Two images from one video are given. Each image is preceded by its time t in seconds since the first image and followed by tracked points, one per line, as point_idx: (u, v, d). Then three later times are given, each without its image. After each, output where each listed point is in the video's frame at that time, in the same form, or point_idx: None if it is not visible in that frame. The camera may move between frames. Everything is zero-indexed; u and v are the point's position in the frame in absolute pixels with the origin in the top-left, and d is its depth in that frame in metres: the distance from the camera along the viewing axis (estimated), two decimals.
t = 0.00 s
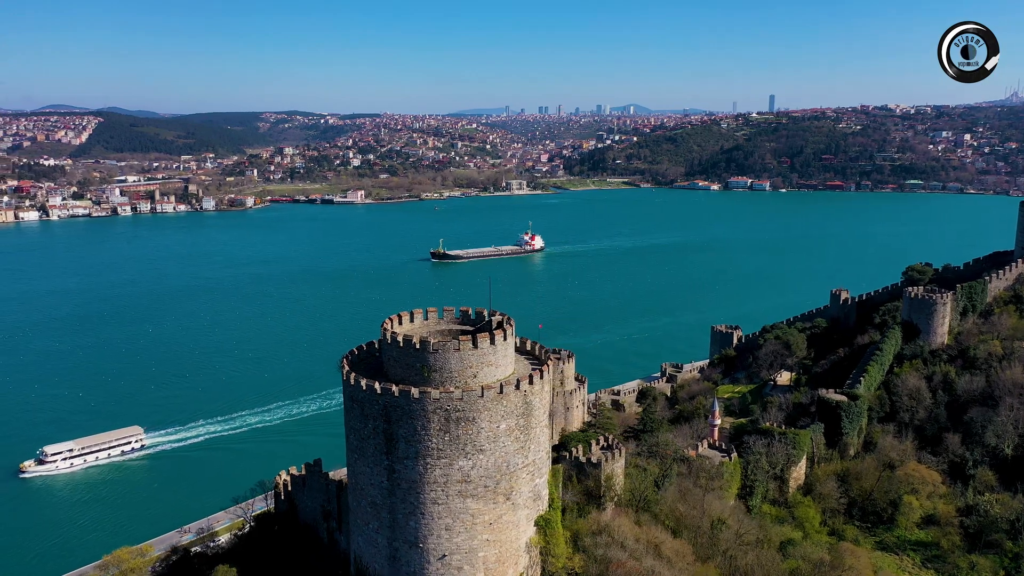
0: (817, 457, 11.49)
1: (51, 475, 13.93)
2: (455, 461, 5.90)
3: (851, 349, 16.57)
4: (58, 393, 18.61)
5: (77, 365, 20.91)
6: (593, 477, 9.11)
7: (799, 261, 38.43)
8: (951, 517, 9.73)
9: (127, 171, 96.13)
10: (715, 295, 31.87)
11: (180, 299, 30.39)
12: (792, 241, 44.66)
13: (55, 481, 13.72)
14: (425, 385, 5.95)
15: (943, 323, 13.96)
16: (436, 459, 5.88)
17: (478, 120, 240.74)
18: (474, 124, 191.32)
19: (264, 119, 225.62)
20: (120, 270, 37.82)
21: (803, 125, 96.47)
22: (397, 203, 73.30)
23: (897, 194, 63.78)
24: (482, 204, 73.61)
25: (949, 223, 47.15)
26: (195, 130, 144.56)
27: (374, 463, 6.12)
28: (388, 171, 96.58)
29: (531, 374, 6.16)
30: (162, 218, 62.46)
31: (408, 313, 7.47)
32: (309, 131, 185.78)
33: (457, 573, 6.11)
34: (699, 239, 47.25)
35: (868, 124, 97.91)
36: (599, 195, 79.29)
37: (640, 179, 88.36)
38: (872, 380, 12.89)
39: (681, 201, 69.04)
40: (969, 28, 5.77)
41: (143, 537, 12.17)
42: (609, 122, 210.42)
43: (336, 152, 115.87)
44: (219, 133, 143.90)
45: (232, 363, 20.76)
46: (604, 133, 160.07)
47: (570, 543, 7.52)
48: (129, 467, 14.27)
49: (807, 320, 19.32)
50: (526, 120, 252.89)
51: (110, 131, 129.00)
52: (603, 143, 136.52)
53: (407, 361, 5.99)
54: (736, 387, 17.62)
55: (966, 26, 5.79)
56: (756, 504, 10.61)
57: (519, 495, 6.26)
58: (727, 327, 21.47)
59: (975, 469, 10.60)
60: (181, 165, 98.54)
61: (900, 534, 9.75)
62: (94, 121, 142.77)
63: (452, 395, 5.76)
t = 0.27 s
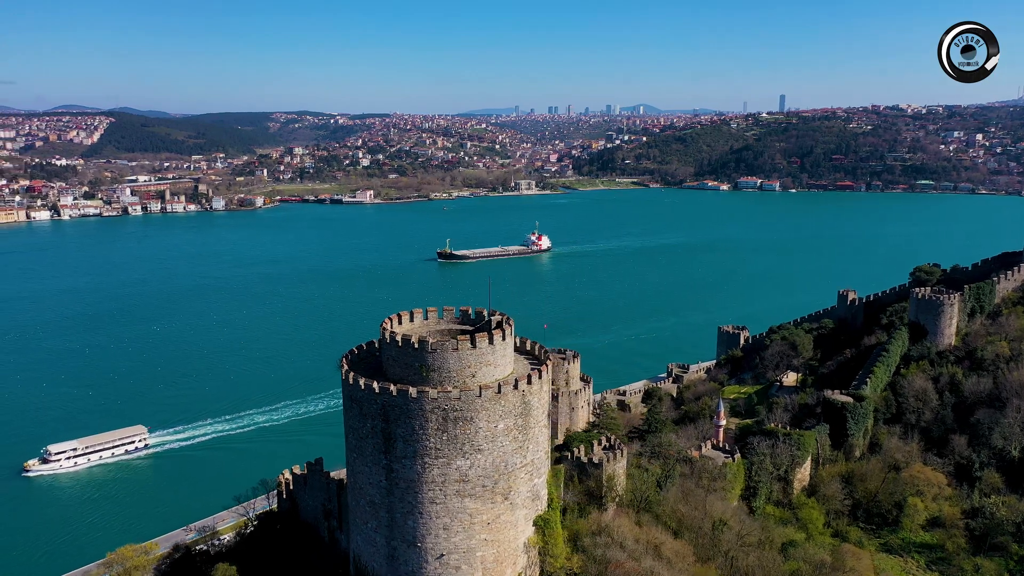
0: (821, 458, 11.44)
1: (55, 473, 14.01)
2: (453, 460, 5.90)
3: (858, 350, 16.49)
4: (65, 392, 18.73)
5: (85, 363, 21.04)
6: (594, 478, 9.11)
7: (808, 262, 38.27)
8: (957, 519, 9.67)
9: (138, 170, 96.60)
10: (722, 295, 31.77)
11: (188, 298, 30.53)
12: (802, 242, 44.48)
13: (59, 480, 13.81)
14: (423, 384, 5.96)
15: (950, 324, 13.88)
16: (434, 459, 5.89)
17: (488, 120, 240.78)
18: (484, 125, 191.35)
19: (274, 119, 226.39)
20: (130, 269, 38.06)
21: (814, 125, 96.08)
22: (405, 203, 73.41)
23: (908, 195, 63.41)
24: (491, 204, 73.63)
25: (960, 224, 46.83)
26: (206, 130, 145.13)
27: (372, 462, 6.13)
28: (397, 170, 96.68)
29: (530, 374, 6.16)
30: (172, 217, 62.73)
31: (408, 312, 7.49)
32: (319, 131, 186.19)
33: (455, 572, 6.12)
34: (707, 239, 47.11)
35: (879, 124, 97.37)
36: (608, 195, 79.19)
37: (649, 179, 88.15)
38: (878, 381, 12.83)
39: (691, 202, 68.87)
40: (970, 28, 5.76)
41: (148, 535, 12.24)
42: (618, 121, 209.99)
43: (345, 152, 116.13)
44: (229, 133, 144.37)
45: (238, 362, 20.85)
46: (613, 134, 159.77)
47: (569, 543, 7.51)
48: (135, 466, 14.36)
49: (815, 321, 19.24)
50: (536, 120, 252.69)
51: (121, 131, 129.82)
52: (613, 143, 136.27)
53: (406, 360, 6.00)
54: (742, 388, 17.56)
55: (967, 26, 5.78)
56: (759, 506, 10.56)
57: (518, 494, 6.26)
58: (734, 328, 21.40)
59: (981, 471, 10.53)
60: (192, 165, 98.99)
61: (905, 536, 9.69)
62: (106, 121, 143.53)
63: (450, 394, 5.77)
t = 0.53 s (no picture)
0: (825, 459, 11.39)
1: (58, 473, 14.08)
2: (452, 459, 5.91)
3: (864, 351, 16.41)
4: (72, 390, 18.84)
5: (91, 362, 21.13)
6: (595, 477, 9.11)
7: (815, 262, 38.17)
8: (962, 521, 9.61)
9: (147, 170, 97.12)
10: (728, 296, 31.69)
11: (195, 297, 30.65)
12: (810, 242, 44.36)
13: (62, 479, 13.88)
14: (422, 383, 5.97)
15: (957, 324, 13.81)
16: (431, 458, 5.90)
17: (495, 120, 240.85)
18: (492, 125, 191.42)
19: (283, 119, 227.00)
20: (138, 268, 38.25)
21: (822, 125, 95.76)
22: (412, 203, 73.48)
23: (917, 195, 63.09)
24: (499, 204, 73.68)
25: (970, 224, 46.66)
26: (215, 130, 145.64)
27: (370, 461, 6.14)
28: (404, 170, 96.80)
29: (529, 373, 6.17)
30: (181, 217, 63.00)
31: (409, 312, 7.50)
32: (328, 131, 186.67)
33: (453, 572, 6.11)
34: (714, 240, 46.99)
35: (889, 124, 96.99)
36: (615, 195, 79.13)
37: (657, 179, 87.97)
38: (882, 383, 12.77)
39: (698, 202, 68.77)
40: (967, 28, 5.83)
41: (152, 533, 12.31)
42: (627, 122, 209.67)
43: (354, 152, 116.34)
44: (238, 133, 144.82)
45: (244, 360, 20.91)
46: (621, 134, 159.52)
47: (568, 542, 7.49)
48: (138, 466, 14.42)
49: (820, 322, 19.16)
50: (543, 120, 252.52)
51: (131, 131, 130.50)
52: (621, 143, 136.10)
53: (404, 360, 6.01)
54: (747, 388, 17.50)
55: (966, 26, 5.85)
56: (762, 506, 10.51)
57: (516, 494, 6.26)
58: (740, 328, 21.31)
59: (986, 472, 10.48)
60: (201, 165, 99.39)
61: (909, 538, 9.65)
62: (116, 121, 144.29)
63: (449, 393, 5.77)
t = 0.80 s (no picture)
0: (830, 461, 11.34)
1: (62, 471, 14.18)
2: (449, 458, 5.91)
3: (871, 352, 16.32)
4: (80, 388, 18.96)
5: (99, 361, 21.27)
6: (597, 477, 9.11)
7: (825, 263, 37.98)
8: (967, 523, 9.55)
9: (158, 170, 97.68)
10: (736, 296, 31.58)
11: (203, 296, 30.81)
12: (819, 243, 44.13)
13: (65, 477, 13.97)
14: (420, 382, 5.98)
15: (965, 326, 13.72)
16: (430, 457, 5.90)
17: (505, 120, 240.90)
18: (501, 125, 191.39)
19: (293, 119, 227.76)
20: (147, 267, 38.50)
21: (833, 125, 95.27)
22: (421, 203, 73.59)
23: (928, 196, 62.71)
24: (507, 203, 73.69)
25: (981, 225, 46.31)
26: (225, 129, 146.30)
27: (369, 460, 6.15)
28: (413, 170, 96.93)
29: (528, 373, 6.17)
30: (191, 216, 63.38)
31: (409, 311, 7.51)
32: (337, 131, 187.18)
33: (451, 571, 6.12)
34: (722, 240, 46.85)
35: (900, 124, 96.40)
36: (624, 195, 79.02)
37: (666, 179, 87.78)
38: (889, 384, 12.71)
39: (707, 202, 68.56)
40: (968, 28, 5.83)
41: (156, 531, 12.39)
42: (636, 121, 209.22)
43: (363, 152, 116.65)
44: (248, 133, 145.33)
45: (251, 359, 21.01)
46: (631, 134, 159.20)
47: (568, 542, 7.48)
48: (143, 464, 14.50)
49: (827, 322, 19.07)
50: (553, 120, 252.33)
51: (143, 131, 131.40)
52: (630, 143, 135.85)
53: (403, 359, 6.02)
54: (754, 389, 17.43)
55: (966, 25, 5.85)
56: (766, 507, 10.48)
57: (515, 494, 6.26)
58: (747, 329, 21.23)
59: (993, 475, 10.41)
60: (212, 165, 99.89)
61: (914, 540, 9.60)
62: (127, 120, 145.17)
63: (447, 392, 5.79)
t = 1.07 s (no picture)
0: (834, 462, 11.29)
1: (66, 470, 14.25)
2: (448, 458, 5.91)
3: (876, 353, 16.26)
4: (85, 387, 19.06)
5: (104, 359, 21.35)
6: (598, 478, 9.12)
7: (832, 263, 37.82)
8: (971, 525, 9.49)
9: (167, 169, 98.05)
10: (742, 297, 31.46)
11: (209, 295, 30.88)
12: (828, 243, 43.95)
13: (69, 476, 14.04)
14: (419, 382, 5.99)
15: (971, 327, 13.63)
16: (428, 456, 5.90)
17: (512, 120, 240.85)
18: (509, 124, 191.37)
19: (302, 119, 228.25)
20: (154, 267, 38.61)
21: (842, 125, 94.84)
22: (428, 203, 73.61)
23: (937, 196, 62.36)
24: (515, 203, 73.66)
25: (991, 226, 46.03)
26: (234, 129, 146.69)
27: (368, 459, 6.16)
28: (421, 169, 96.98)
29: (527, 372, 6.17)
30: (199, 216, 63.57)
31: (407, 312, 7.53)
32: (345, 131, 187.44)
33: (449, 570, 6.11)
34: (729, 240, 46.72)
35: (910, 124, 95.88)
36: (631, 195, 78.88)
37: (674, 179, 87.57)
38: (894, 384, 12.65)
39: (715, 202, 68.36)
40: (969, 28, 5.82)
41: (159, 529, 12.47)
42: (644, 122, 208.85)
43: (371, 152, 116.81)
44: (257, 133, 145.69)
45: (257, 358, 21.06)
46: (639, 134, 158.91)
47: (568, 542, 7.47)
48: (147, 464, 14.57)
49: (833, 323, 18.98)
50: (561, 120, 252.08)
51: (152, 130, 131.99)
52: (638, 143, 135.56)
53: (402, 359, 6.03)
54: (759, 390, 17.37)
55: (967, 26, 5.85)
56: (769, 508, 10.44)
57: (513, 493, 6.26)
58: (753, 329, 21.15)
59: (998, 477, 10.35)
60: (220, 165, 100.19)
61: (918, 542, 9.55)
62: (137, 120, 145.70)
63: (445, 392, 5.79)
